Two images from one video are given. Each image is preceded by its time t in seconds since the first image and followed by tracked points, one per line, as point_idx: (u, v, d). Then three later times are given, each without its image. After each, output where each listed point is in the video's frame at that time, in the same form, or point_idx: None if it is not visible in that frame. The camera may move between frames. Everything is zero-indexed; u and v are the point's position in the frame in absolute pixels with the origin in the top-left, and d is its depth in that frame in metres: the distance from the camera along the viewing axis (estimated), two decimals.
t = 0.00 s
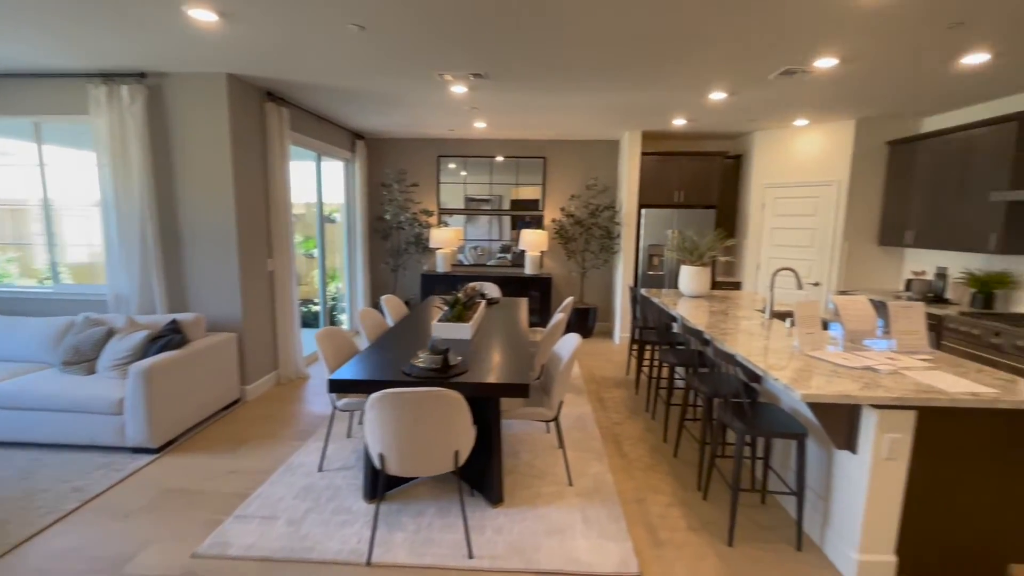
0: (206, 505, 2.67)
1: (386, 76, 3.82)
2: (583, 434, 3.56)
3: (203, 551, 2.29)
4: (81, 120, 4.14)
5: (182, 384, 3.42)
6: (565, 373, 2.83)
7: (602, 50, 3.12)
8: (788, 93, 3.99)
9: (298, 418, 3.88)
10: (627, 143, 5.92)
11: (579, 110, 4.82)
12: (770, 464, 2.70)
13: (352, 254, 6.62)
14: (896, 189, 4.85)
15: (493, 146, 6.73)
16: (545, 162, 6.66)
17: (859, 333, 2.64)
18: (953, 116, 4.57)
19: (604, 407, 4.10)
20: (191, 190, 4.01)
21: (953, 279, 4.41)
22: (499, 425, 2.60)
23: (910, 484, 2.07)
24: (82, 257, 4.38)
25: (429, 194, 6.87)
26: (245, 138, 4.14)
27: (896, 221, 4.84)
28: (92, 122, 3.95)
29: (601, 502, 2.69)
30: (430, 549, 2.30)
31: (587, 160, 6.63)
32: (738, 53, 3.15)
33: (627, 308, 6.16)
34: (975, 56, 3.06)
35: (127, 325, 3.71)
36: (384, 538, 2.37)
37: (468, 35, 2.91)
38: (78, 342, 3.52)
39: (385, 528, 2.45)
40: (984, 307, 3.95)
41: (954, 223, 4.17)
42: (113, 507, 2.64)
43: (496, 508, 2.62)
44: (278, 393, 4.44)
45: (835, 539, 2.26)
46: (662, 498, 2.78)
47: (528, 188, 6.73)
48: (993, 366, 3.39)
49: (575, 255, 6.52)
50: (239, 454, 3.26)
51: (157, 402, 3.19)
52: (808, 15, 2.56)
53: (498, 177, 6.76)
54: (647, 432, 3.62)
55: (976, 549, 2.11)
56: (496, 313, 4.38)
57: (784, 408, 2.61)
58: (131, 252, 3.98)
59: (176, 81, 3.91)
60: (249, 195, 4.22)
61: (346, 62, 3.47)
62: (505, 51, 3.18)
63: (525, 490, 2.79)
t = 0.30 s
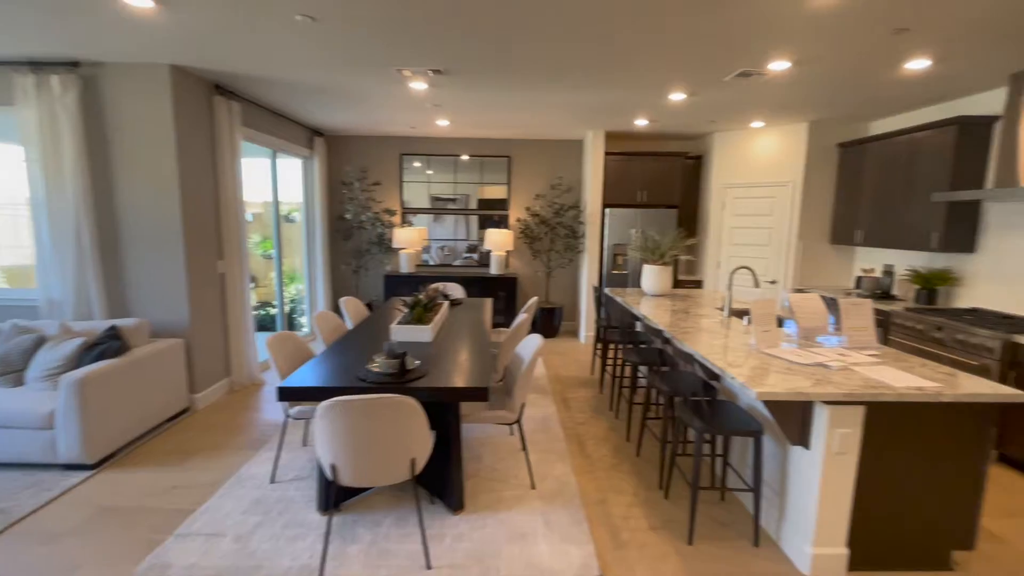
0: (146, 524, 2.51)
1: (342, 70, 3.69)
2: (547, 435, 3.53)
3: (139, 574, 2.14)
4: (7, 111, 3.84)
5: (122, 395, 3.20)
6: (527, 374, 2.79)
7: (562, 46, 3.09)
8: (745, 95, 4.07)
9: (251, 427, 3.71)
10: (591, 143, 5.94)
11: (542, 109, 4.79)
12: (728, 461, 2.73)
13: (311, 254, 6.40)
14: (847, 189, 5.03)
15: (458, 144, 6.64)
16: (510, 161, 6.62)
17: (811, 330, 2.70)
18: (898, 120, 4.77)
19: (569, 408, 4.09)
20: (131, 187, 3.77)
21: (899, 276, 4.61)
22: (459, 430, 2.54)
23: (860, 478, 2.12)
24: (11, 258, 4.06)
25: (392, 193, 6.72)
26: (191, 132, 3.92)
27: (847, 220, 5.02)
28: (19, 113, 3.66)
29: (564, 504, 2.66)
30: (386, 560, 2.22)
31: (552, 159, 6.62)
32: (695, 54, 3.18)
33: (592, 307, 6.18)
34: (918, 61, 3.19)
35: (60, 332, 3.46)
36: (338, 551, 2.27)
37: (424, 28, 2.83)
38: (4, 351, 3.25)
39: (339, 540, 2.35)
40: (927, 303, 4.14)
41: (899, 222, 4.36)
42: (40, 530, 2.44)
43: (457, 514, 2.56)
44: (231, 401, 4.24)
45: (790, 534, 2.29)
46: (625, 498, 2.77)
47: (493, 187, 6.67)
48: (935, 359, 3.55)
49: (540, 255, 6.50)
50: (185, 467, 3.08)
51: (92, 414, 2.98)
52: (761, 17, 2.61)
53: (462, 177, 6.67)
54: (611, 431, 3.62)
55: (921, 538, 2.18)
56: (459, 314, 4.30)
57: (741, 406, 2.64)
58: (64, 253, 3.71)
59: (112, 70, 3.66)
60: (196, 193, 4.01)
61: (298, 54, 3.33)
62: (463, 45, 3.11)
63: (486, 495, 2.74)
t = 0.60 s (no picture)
0: (76, 546, 2.33)
1: (293, 63, 3.55)
2: (509, 437, 3.49)
3: None
4: None
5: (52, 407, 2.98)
6: (486, 376, 2.74)
7: (520, 43, 3.05)
8: (702, 96, 4.14)
9: (199, 437, 3.52)
10: (555, 142, 5.94)
11: (504, 107, 4.75)
12: (687, 458, 2.75)
13: (267, 255, 6.16)
14: (800, 189, 5.19)
15: (420, 142, 6.52)
16: (473, 160, 6.55)
17: (765, 328, 2.75)
18: (845, 123, 4.95)
19: (532, 409, 4.06)
20: (63, 183, 3.52)
21: (848, 273, 4.78)
22: (415, 436, 2.46)
23: (810, 472, 2.16)
24: None
25: (352, 192, 6.55)
26: (129, 125, 3.69)
27: (799, 220, 5.19)
28: None
29: (524, 507, 2.63)
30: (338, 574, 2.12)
31: (515, 158, 6.58)
32: (652, 54, 3.20)
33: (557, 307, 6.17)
34: (862, 66, 3.30)
35: None
36: (286, 566, 2.16)
37: (377, 20, 2.74)
38: None
39: (288, 555, 2.23)
40: (874, 299, 4.30)
41: (848, 222, 4.52)
42: None
43: (414, 522, 2.48)
44: (177, 410, 4.01)
45: (745, 529, 2.32)
46: (585, 498, 2.76)
47: (456, 186, 6.58)
48: (881, 352, 3.69)
49: (504, 255, 6.45)
50: (123, 483, 2.89)
51: (17, 429, 2.75)
52: (714, 18, 2.63)
53: (425, 175, 6.56)
54: (574, 431, 3.61)
55: (868, 528, 2.24)
56: (420, 316, 4.21)
57: (698, 403, 2.67)
58: None
59: (39, 57, 3.41)
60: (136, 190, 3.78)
61: (245, 44, 3.18)
62: (418, 40, 3.03)
63: (445, 501, 2.67)
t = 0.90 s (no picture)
0: None
1: (238, 54, 3.38)
2: (469, 439, 3.43)
3: None
4: None
5: None
6: (441, 378, 2.68)
7: (474, 39, 3.00)
8: (658, 97, 4.19)
9: (138, 449, 3.31)
10: (517, 141, 5.91)
11: (463, 104, 4.69)
12: (643, 455, 2.76)
13: (217, 255, 5.89)
14: (754, 189, 5.33)
15: (379, 139, 6.37)
16: (435, 158, 6.45)
17: (718, 325, 2.79)
18: (796, 124, 5.11)
19: (493, 409, 4.01)
20: None
21: (799, 270, 4.93)
22: (366, 442, 2.38)
23: (759, 466, 2.19)
24: None
25: (308, 190, 6.34)
26: (56, 117, 3.44)
27: (753, 219, 5.33)
28: None
29: (481, 511, 2.58)
30: None
31: (477, 156, 6.52)
32: (608, 53, 3.21)
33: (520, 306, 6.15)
34: (809, 69, 3.40)
35: None
36: None
37: (323, 10, 2.63)
38: None
39: (229, 572, 2.11)
40: (823, 295, 4.46)
41: (798, 220, 4.67)
42: None
43: (366, 532, 2.39)
44: (116, 421, 3.77)
45: (699, 524, 2.34)
46: (544, 499, 2.73)
47: (417, 184, 6.47)
48: (829, 347, 3.81)
49: (467, 254, 6.37)
50: (50, 501, 2.68)
51: None
52: (665, 18, 2.65)
53: (385, 173, 6.41)
54: (534, 431, 3.59)
55: (814, 518, 2.30)
56: (377, 317, 4.09)
57: (654, 401, 2.68)
58: None
59: None
60: (66, 186, 3.52)
61: (184, 33, 3.00)
62: (369, 32, 2.93)
63: (400, 507, 2.60)
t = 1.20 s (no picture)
0: None
1: (175, 44, 3.20)
2: (425, 445, 3.35)
3: None
4: None
5: None
6: (393, 383, 2.60)
7: (425, 35, 2.94)
8: (615, 97, 4.22)
9: (67, 465, 3.09)
10: (477, 140, 5.85)
11: (420, 101, 4.60)
12: (598, 455, 2.76)
13: (161, 257, 5.59)
14: (709, 190, 5.44)
15: (336, 136, 6.19)
16: (394, 156, 6.31)
17: (671, 324, 2.82)
18: (749, 127, 5.25)
19: (452, 412, 3.95)
20: None
21: (752, 268, 5.07)
22: (312, 451, 2.28)
23: (709, 463, 2.22)
24: None
25: (261, 189, 6.10)
26: None
27: (709, 219, 5.45)
28: None
29: (434, 518, 2.52)
30: None
31: (438, 155, 6.42)
32: (562, 52, 3.20)
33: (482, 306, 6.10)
34: (758, 73, 3.49)
35: None
36: None
37: None
38: None
39: None
40: (774, 292, 4.59)
41: (750, 220, 4.80)
42: None
43: (311, 545, 2.30)
44: (44, 435, 3.52)
45: (651, 522, 2.35)
46: (499, 503, 2.70)
47: (376, 183, 6.32)
48: (779, 343, 3.93)
49: (428, 254, 6.28)
50: None
51: None
52: (617, 18, 2.65)
53: (342, 171, 6.24)
54: (492, 433, 3.55)
55: (761, 512, 2.35)
56: (331, 320, 3.96)
57: (608, 401, 2.68)
58: None
59: None
60: None
61: (112, 21, 2.81)
62: (315, 25, 2.83)
63: (349, 518, 2.51)
